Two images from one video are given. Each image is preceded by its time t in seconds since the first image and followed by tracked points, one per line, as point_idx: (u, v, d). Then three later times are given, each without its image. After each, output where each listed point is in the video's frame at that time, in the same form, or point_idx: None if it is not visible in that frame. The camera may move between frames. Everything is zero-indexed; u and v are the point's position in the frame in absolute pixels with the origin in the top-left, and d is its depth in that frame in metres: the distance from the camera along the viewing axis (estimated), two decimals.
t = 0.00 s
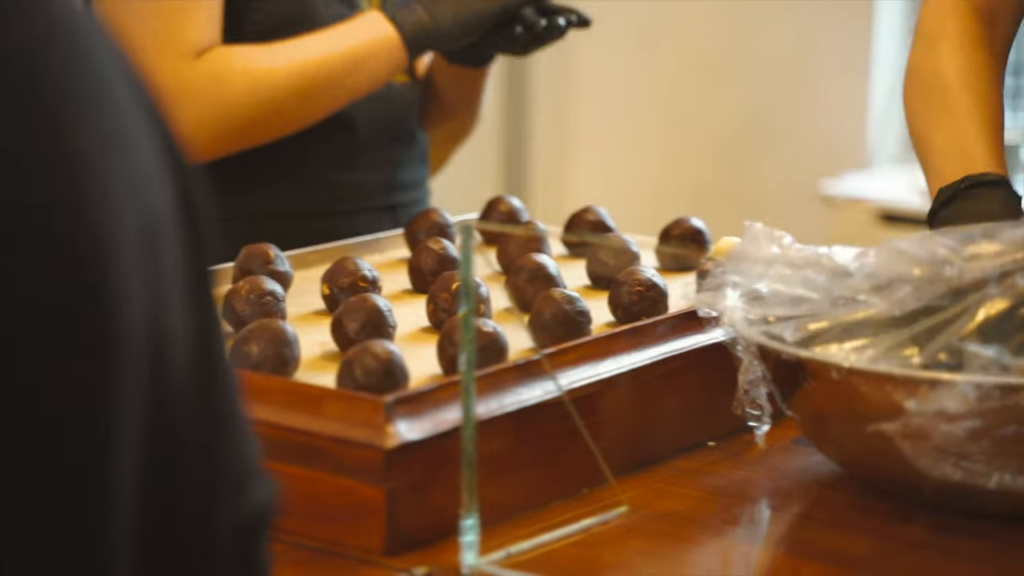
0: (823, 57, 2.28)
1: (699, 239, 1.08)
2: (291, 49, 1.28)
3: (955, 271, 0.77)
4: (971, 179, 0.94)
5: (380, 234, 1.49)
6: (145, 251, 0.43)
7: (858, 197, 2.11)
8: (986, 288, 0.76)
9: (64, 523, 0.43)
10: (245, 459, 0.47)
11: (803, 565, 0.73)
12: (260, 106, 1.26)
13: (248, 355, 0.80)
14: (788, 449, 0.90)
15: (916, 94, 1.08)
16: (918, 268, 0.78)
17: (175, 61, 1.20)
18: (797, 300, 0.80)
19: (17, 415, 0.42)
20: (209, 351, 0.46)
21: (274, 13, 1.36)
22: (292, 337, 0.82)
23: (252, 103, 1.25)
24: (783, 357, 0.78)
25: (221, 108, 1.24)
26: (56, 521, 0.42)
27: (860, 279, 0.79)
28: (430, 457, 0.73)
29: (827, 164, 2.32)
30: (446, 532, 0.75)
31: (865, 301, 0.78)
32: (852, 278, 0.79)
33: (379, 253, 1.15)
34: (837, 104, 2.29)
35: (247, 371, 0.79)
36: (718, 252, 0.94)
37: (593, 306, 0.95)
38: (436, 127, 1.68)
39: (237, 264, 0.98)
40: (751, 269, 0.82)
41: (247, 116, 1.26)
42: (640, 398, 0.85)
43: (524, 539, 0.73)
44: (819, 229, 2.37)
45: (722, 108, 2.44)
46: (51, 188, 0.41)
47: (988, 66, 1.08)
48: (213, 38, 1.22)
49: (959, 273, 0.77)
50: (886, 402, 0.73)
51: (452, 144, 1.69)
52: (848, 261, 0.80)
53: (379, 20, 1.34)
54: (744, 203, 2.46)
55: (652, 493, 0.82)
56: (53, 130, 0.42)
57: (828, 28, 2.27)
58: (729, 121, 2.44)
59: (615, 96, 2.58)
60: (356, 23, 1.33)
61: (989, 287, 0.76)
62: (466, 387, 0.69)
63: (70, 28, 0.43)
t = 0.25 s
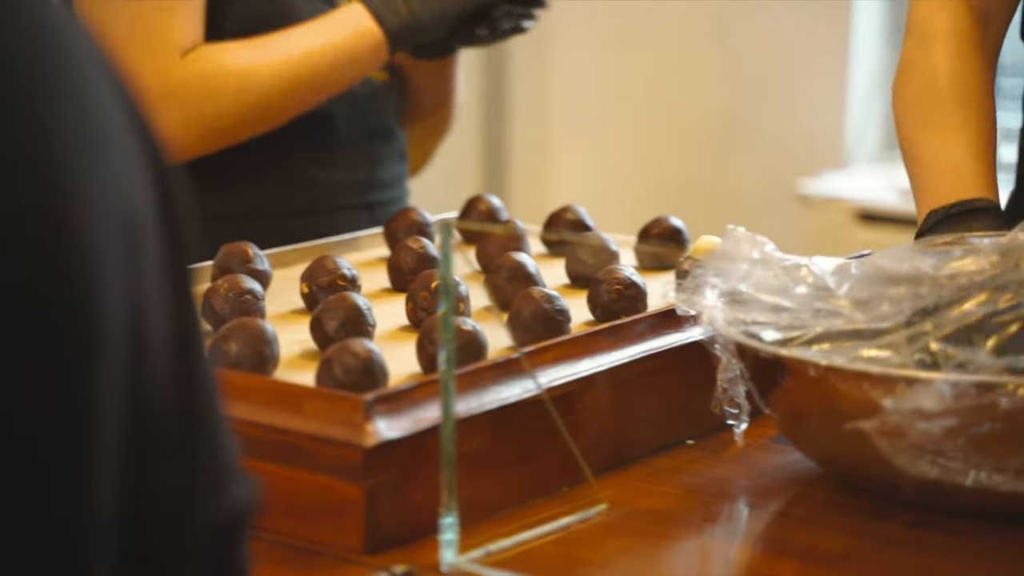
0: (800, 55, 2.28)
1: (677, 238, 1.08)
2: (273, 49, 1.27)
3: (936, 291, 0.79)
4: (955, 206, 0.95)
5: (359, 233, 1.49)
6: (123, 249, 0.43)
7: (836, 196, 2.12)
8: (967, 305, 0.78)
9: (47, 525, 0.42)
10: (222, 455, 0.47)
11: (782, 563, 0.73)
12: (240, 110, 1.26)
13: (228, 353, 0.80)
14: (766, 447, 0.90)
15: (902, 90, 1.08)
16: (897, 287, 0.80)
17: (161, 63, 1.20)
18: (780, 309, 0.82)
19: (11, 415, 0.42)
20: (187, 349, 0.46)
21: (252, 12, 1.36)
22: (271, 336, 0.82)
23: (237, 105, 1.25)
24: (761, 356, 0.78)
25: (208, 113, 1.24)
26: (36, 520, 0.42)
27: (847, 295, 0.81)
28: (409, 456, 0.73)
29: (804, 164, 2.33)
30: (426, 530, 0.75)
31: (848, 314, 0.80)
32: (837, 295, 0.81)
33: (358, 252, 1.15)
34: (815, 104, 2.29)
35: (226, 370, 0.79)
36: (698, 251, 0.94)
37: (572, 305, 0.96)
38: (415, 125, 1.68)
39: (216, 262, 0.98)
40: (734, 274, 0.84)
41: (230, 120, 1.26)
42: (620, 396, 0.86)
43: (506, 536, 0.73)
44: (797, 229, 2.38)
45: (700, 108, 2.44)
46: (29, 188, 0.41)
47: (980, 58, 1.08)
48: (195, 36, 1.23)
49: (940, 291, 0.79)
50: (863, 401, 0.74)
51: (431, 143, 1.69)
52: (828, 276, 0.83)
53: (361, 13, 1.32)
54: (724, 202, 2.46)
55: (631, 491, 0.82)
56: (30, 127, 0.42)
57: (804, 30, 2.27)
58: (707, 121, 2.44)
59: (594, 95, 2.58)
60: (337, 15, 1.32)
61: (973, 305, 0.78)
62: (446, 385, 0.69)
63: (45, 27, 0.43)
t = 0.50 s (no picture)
0: (779, 54, 2.29)
1: (658, 236, 1.09)
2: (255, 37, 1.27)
3: (913, 291, 0.78)
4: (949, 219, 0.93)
5: (340, 231, 1.49)
6: (108, 249, 0.43)
7: (816, 195, 2.13)
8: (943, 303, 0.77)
9: (27, 522, 0.42)
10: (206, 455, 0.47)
11: (762, 559, 0.73)
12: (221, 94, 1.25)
13: (209, 351, 0.80)
14: (747, 444, 0.91)
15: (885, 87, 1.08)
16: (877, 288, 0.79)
17: (137, 55, 1.20)
18: (760, 307, 0.82)
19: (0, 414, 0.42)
20: (170, 347, 0.46)
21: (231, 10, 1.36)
22: (253, 334, 0.82)
23: (217, 89, 1.24)
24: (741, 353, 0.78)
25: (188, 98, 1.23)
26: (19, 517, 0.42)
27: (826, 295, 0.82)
28: (391, 453, 0.73)
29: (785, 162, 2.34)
30: (408, 528, 0.75)
31: (826, 315, 0.81)
32: (817, 292, 0.82)
33: (340, 249, 1.15)
34: (794, 103, 2.30)
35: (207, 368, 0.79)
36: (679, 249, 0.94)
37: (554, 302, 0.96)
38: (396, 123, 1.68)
39: (197, 260, 0.98)
40: (714, 272, 0.83)
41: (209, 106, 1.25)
42: (601, 394, 0.86)
43: (486, 534, 0.73)
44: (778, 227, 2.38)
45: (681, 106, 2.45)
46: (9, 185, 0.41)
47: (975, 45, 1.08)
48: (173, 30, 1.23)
49: (918, 288, 0.78)
50: (842, 398, 0.74)
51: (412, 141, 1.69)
52: (810, 275, 0.83)
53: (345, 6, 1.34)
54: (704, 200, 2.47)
55: (612, 488, 0.83)
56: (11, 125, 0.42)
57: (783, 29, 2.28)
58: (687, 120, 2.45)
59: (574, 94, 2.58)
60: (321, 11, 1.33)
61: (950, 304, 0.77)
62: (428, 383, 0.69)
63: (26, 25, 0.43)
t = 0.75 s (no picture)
0: (762, 52, 2.29)
1: (642, 235, 1.09)
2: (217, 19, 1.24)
3: (897, 293, 0.80)
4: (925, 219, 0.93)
5: (323, 230, 1.49)
6: (95, 247, 0.43)
7: (798, 194, 2.13)
8: (926, 308, 0.79)
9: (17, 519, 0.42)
10: (193, 453, 0.47)
11: (746, 557, 0.73)
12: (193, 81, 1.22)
13: (194, 350, 0.80)
14: (731, 442, 0.91)
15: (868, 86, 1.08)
16: (862, 290, 0.81)
17: (104, 44, 1.17)
18: (743, 307, 0.82)
19: None
20: (156, 346, 0.46)
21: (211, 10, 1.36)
22: (237, 332, 0.82)
23: (188, 74, 1.21)
24: (725, 351, 0.79)
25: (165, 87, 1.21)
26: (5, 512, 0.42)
27: (808, 297, 0.82)
28: (376, 452, 0.73)
29: (768, 161, 2.34)
30: (393, 526, 0.75)
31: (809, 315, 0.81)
32: (798, 294, 0.83)
33: (323, 249, 1.15)
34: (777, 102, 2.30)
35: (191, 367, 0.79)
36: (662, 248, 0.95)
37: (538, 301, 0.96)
38: (380, 121, 1.68)
39: (180, 259, 0.98)
40: (698, 272, 0.83)
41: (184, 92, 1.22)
42: (585, 392, 0.86)
43: (470, 533, 0.74)
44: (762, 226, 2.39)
45: (664, 104, 2.45)
46: None
47: (958, 44, 1.08)
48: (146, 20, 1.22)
49: (903, 294, 0.79)
50: (825, 395, 0.75)
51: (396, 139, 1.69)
52: (792, 276, 0.84)
53: None
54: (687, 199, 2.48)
55: (596, 486, 0.83)
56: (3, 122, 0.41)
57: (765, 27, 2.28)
58: (669, 119, 2.46)
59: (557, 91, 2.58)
60: None
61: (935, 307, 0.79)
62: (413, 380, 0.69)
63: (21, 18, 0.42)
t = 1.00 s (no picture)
0: (747, 53, 2.30)
1: (626, 234, 1.09)
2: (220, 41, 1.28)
3: (873, 299, 0.79)
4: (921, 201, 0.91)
5: (308, 229, 1.49)
6: (86, 247, 0.41)
7: (781, 193, 2.14)
8: (901, 318, 0.78)
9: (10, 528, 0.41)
10: (182, 451, 0.46)
11: (731, 555, 0.74)
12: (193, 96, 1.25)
13: (179, 349, 0.80)
14: (715, 441, 0.91)
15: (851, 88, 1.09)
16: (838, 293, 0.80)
17: (98, 58, 1.19)
18: (725, 308, 0.82)
19: None
20: (144, 346, 0.45)
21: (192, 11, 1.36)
22: (223, 331, 0.82)
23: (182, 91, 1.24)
24: (708, 350, 0.79)
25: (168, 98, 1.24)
26: None
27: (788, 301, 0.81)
28: (361, 450, 0.73)
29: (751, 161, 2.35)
30: (379, 524, 0.75)
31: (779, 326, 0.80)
32: (779, 297, 0.81)
33: (309, 248, 1.15)
34: (760, 102, 2.31)
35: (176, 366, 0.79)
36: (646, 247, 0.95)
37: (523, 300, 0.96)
38: (364, 121, 1.68)
39: (166, 258, 0.98)
40: (682, 271, 0.84)
41: (183, 108, 1.25)
42: (570, 391, 0.86)
43: (456, 531, 0.74)
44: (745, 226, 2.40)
45: (648, 103, 2.46)
46: None
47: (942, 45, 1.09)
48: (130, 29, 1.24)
49: (878, 301, 0.79)
50: (808, 395, 0.75)
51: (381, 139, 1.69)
52: (776, 280, 0.83)
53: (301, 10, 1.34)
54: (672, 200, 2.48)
55: (582, 485, 0.83)
56: None
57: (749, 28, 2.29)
58: (653, 119, 2.46)
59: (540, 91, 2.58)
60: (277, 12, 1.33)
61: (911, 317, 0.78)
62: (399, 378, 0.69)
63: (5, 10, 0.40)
